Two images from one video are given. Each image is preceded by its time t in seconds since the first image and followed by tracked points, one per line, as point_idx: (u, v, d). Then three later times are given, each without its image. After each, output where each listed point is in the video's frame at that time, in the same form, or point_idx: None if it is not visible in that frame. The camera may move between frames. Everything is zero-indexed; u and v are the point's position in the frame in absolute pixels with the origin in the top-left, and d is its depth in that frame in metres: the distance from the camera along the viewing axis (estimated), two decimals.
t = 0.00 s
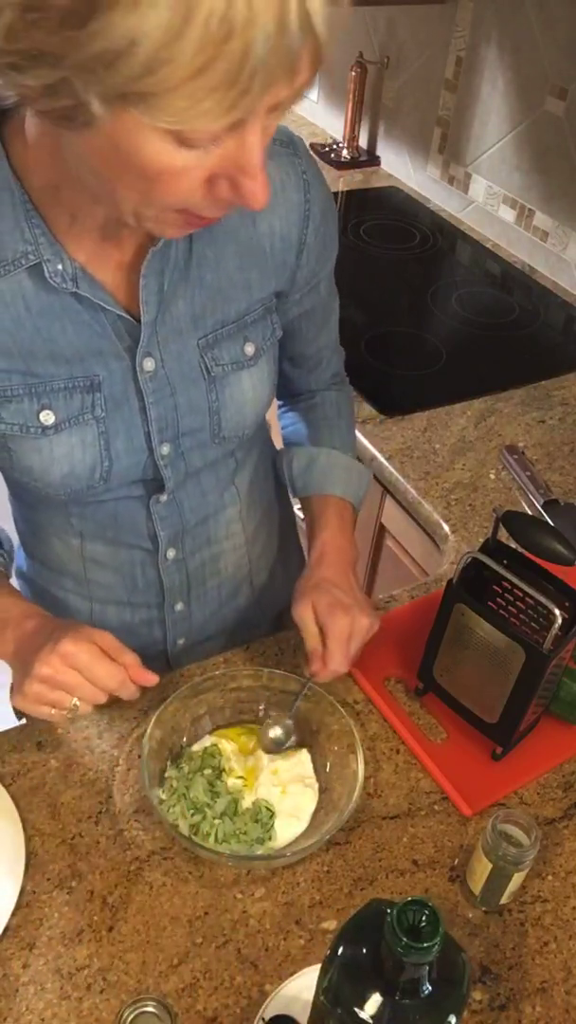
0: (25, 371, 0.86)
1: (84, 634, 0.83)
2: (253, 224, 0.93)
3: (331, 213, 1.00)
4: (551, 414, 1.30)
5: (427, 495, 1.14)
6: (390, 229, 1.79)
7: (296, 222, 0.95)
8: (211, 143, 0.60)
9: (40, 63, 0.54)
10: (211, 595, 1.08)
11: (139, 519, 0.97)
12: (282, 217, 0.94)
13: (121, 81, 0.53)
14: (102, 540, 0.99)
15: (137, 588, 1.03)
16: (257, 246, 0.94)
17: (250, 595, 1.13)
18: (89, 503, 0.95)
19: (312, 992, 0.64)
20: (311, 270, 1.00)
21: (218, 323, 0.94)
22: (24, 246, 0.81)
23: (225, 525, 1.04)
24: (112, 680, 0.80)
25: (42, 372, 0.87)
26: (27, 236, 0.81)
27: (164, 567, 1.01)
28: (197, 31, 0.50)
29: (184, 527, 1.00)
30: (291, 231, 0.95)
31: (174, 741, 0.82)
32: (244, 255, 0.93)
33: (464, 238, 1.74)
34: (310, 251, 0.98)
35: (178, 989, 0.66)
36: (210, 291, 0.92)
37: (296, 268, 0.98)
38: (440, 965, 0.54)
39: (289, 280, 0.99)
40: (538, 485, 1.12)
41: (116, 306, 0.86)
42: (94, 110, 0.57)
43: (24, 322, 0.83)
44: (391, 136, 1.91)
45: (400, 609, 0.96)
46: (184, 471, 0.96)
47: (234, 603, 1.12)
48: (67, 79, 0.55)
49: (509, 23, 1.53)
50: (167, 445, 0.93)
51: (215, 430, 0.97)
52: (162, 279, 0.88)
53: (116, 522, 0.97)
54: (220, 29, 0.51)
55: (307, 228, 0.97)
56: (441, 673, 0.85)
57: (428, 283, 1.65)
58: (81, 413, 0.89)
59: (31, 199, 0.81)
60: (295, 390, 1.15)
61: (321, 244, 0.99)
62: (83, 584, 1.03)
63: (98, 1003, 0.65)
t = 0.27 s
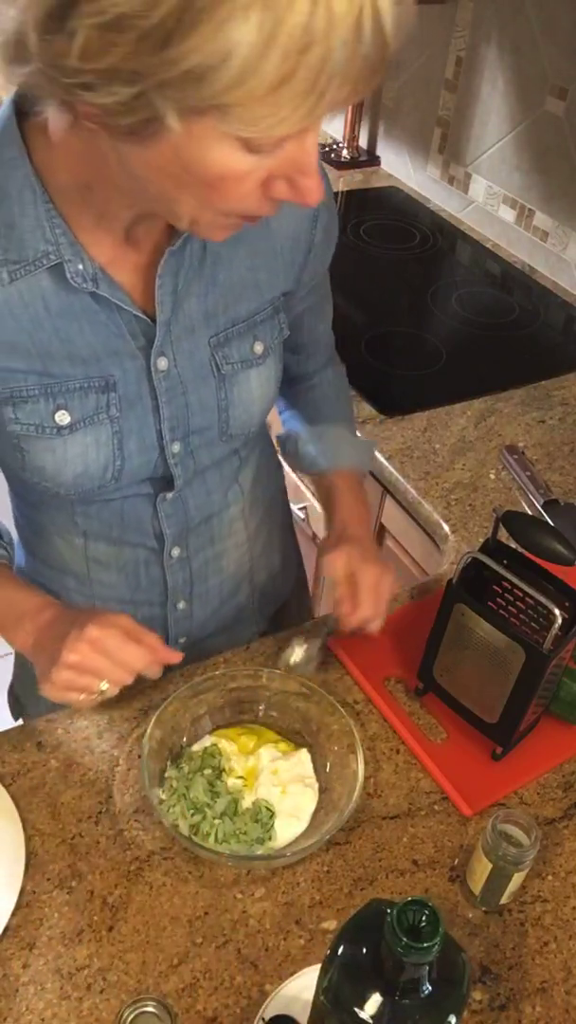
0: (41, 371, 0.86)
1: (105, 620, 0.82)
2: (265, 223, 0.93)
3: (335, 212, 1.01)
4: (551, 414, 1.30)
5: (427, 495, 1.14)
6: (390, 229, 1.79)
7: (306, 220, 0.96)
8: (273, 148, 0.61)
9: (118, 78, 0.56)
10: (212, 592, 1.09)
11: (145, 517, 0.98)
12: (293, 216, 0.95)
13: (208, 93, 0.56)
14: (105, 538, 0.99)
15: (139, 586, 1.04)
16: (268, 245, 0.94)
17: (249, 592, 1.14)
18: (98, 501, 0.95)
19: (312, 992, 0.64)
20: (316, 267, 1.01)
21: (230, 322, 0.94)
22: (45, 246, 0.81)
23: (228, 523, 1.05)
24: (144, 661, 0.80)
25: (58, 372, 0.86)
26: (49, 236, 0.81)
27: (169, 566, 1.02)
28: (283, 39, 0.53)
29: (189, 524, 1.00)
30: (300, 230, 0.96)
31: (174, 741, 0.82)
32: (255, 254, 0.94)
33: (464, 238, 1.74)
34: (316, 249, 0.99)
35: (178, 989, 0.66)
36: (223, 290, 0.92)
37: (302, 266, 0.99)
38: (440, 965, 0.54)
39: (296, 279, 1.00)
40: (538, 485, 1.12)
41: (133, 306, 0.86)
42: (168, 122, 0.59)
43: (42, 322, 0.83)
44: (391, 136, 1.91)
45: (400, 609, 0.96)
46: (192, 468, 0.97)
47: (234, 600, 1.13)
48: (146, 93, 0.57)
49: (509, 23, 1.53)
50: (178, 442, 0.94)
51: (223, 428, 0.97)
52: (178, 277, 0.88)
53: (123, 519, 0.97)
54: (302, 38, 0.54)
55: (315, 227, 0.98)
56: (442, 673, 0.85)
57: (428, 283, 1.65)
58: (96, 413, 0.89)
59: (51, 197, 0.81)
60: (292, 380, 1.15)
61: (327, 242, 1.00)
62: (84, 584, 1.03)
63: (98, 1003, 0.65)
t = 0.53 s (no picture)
0: (65, 366, 0.86)
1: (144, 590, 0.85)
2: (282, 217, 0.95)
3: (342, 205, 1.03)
4: (551, 414, 1.30)
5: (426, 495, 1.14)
6: (390, 229, 1.79)
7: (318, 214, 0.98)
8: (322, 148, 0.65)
9: (187, 84, 0.59)
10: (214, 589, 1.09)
11: (156, 513, 0.99)
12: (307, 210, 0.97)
13: (278, 96, 0.58)
14: (111, 535, 0.99)
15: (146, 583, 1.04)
16: (283, 238, 0.96)
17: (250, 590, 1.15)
18: (112, 495, 0.95)
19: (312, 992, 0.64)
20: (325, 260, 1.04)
21: (245, 314, 0.95)
22: (72, 240, 0.80)
23: (235, 519, 1.06)
24: (184, 619, 0.82)
25: (81, 366, 0.86)
26: (75, 230, 0.80)
27: (176, 562, 1.03)
28: (351, 46, 0.56)
29: (197, 519, 1.01)
30: (312, 224, 0.99)
31: (174, 741, 0.82)
32: (271, 248, 0.95)
33: (464, 238, 1.74)
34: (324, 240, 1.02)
35: (178, 989, 0.66)
36: (240, 283, 0.94)
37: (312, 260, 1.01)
38: (441, 965, 0.54)
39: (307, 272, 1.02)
40: (538, 485, 1.12)
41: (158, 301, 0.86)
42: (233, 125, 0.61)
43: (67, 317, 0.83)
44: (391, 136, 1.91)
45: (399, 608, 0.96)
46: (206, 460, 0.98)
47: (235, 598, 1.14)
48: (216, 98, 0.59)
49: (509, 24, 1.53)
50: (195, 435, 0.94)
51: (237, 420, 0.99)
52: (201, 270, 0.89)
53: (134, 514, 0.98)
54: (369, 41, 0.57)
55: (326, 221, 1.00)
56: (442, 673, 0.85)
57: (428, 283, 1.65)
58: (117, 408, 0.89)
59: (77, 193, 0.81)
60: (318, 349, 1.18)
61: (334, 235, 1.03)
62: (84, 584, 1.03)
63: (98, 1003, 0.65)
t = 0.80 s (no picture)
0: (96, 360, 0.86)
1: (174, 576, 0.85)
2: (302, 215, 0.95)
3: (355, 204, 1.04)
4: (551, 414, 1.30)
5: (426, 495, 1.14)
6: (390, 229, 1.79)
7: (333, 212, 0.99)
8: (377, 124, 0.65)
9: (261, 67, 0.59)
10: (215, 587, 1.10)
11: (172, 509, 0.99)
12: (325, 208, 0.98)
13: (351, 74, 0.59)
14: (123, 530, 0.99)
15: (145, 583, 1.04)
16: (304, 235, 0.96)
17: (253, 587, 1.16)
18: (133, 490, 0.96)
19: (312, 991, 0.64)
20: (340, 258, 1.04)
21: (267, 312, 0.96)
22: (107, 234, 0.81)
23: (246, 515, 1.07)
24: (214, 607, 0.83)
25: (111, 361, 0.87)
26: (111, 224, 0.81)
27: (189, 557, 1.04)
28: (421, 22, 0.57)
29: (212, 514, 1.02)
30: (329, 222, 0.99)
31: (174, 741, 0.82)
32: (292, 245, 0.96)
33: (464, 238, 1.74)
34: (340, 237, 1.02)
35: (178, 989, 0.66)
36: (262, 280, 0.94)
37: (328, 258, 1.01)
38: (440, 966, 0.54)
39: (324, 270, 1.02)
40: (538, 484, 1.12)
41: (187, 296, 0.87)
42: (302, 106, 0.62)
43: (99, 311, 0.83)
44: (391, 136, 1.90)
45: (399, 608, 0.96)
46: (226, 456, 0.99)
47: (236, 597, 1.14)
48: (290, 80, 0.60)
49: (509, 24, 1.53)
50: (216, 431, 0.95)
51: (256, 417, 0.99)
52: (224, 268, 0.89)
53: (151, 510, 0.98)
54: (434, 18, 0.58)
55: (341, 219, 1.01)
56: (442, 673, 0.85)
57: (428, 283, 1.65)
58: (145, 403, 0.89)
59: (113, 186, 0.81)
60: (349, 360, 1.16)
61: (349, 233, 1.04)
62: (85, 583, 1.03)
63: (98, 1003, 0.65)
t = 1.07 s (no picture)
0: (129, 347, 0.86)
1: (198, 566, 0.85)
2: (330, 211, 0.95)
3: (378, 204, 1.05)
4: (551, 414, 1.30)
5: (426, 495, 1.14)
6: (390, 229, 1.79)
7: (359, 210, 1.00)
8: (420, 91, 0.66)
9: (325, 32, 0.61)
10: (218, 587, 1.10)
11: (195, 501, 0.99)
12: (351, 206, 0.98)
13: (412, 33, 0.61)
14: (147, 522, 0.99)
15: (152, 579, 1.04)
16: (331, 232, 0.97)
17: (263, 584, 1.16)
18: (158, 480, 0.96)
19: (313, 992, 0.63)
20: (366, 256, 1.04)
21: (294, 306, 0.96)
22: (144, 222, 0.81)
23: (266, 510, 1.06)
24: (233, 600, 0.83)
25: (143, 348, 0.87)
26: (148, 212, 0.81)
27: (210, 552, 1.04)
28: None
29: (233, 508, 1.02)
30: (356, 219, 0.99)
31: (174, 740, 0.82)
32: (321, 241, 0.96)
33: (464, 238, 1.74)
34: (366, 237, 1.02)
35: (178, 989, 0.66)
36: (290, 275, 0.94)
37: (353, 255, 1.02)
38: (440, 966, 0.54)
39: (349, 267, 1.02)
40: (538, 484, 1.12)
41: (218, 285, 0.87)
42: (361, 72, 0.64)
43: (133, 297, 0.84)
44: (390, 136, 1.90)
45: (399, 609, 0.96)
46: (250, 450, 0.98)
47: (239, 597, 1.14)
48: (351, 42, 0.62)
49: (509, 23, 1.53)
50: (242, 423, 0.95)
51: (281, 412, 0.99)
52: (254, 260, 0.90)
53: (174, 503, 0.98)
54: None
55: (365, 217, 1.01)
56: (442, 673, 0.85)
57: (428, 283, 1.65)
58: (174, 392, 0.90)
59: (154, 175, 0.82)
60: (359, 365, 1.16)
61: (374, 231, 1.04)
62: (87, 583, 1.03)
63: (98, 1003, 0.65)
